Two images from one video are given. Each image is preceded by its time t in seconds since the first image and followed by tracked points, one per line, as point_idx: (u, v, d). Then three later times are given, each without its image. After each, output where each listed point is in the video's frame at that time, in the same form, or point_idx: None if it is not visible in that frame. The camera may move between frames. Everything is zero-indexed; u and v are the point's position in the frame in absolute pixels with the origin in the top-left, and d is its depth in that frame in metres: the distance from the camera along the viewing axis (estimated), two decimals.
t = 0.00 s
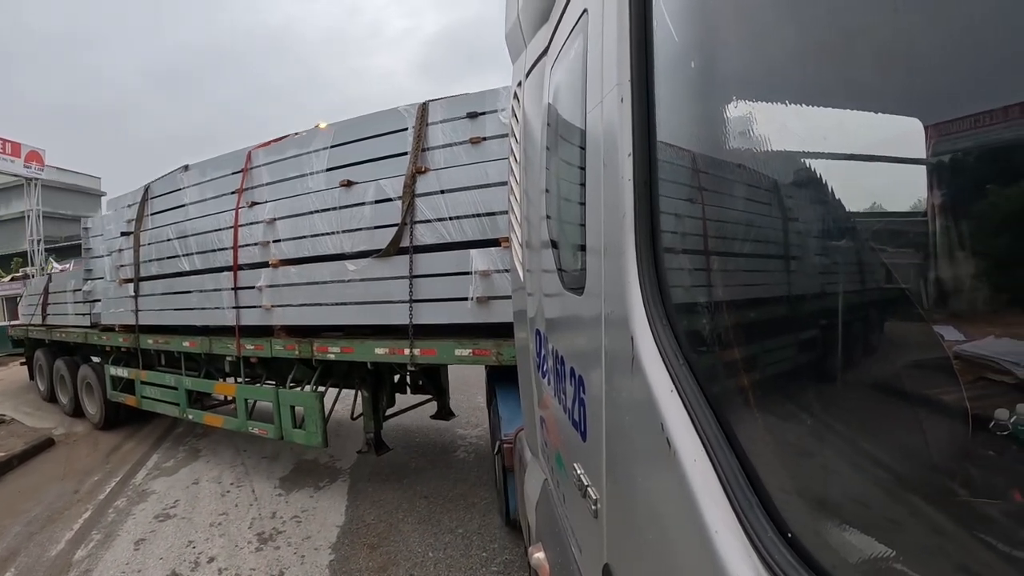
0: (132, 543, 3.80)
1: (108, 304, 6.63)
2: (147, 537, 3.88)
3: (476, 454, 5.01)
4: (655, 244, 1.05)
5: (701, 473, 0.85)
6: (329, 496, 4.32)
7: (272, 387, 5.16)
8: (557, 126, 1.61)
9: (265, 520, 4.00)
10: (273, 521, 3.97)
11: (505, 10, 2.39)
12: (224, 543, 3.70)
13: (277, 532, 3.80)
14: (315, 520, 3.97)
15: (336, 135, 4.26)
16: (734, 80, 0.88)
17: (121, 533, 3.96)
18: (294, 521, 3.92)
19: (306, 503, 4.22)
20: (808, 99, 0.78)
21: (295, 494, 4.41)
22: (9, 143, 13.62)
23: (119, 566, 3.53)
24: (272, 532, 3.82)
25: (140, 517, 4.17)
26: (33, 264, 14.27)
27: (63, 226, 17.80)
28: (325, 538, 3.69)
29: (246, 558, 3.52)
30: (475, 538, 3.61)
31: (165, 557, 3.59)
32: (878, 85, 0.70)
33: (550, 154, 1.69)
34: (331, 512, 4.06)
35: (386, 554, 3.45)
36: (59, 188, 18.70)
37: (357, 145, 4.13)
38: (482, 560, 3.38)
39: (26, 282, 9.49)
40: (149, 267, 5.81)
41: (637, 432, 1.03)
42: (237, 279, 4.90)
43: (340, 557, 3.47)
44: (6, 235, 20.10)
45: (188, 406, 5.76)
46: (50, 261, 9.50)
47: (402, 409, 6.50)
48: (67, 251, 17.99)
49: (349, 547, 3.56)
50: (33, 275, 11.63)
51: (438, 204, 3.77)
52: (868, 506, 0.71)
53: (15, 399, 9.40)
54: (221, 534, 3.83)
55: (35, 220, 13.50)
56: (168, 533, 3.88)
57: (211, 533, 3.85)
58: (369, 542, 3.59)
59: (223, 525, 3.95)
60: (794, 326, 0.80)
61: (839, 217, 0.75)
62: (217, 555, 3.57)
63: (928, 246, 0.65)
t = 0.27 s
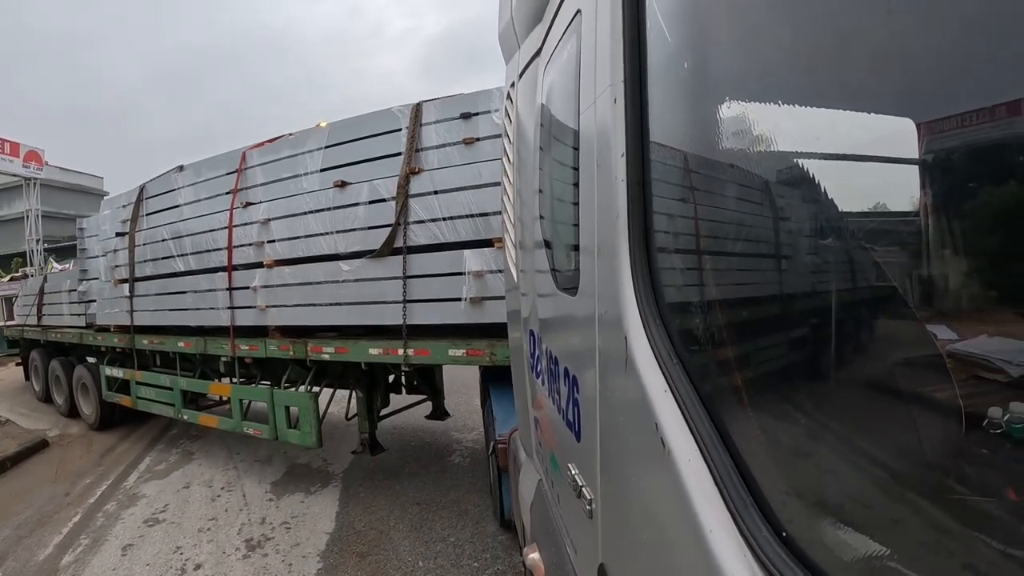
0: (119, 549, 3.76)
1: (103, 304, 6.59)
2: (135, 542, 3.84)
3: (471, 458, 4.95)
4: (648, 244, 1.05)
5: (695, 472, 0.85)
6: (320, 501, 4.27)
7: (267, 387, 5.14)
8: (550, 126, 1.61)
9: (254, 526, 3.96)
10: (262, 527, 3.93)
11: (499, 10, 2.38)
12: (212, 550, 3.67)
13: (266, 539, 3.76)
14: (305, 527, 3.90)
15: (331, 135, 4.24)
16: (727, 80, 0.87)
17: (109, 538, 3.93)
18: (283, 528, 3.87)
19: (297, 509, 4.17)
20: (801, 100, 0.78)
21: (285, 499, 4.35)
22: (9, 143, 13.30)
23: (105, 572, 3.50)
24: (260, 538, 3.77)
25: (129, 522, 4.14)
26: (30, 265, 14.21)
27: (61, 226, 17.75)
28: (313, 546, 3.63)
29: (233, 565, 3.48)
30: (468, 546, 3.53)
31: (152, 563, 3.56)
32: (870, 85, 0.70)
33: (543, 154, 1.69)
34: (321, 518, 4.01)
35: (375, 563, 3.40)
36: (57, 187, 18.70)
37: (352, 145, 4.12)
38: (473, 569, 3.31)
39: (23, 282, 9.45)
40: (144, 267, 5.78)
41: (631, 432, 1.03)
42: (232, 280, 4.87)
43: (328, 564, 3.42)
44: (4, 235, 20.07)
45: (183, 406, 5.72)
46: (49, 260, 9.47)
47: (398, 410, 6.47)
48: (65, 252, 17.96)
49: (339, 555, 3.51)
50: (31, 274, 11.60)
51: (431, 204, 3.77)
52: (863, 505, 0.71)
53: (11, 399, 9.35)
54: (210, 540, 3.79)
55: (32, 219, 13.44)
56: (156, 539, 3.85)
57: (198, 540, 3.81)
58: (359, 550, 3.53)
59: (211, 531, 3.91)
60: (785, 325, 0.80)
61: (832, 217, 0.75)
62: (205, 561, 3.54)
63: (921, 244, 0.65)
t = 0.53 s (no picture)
0: (106, 554, 3.74)
1: (99, 304, 6.56)
2: (123, 547, 3.82)
3: (467, 463, 4.87)
4: (642, 244, 1.05)
5: (689, 471, 0.85)
6: (311, 507, 4.21)
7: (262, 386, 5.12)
8: (544, 127, 1.61)
9: (243, 532, 3.91)
10: (252, 533, 3.88)
11: (493, 11, 2.38)
12: (199, 556, 3.63)
13: (254, 546, 3.71)
14: (293, 534, 3.84)
15: (326, 135, 4.23)
16: (721, 80, 0.87)
17: (97, 543, 3.90)
18: (272, 534, 3.82)
19: (287, 515, 4.12)
20: (794, 99, 0.78)
21: (276, 504, 4.30)
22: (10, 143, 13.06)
23: None
24: (248, 545, 3.73)
25: (118, 526, 4.11)
26: (30, 265, 14.20)
27: (59, 226, 17.73)
28: (301, 554, 3.58)
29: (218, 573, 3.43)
30: (459, 556, 3.45)
31: (139, 569, 3.53)
32: (863, 85, 0.70)
33: (537, 155, 1.69)
34: (311, 524, 3.95)
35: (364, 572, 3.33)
36: (56, 186, 18.63)
37: (347, 145, 4.11)
38: None
39: (20, 282, 9.42)
40: (140, 267, 5.75)
41: (626, 432, 1.03)
42: (227, 280, 4.85)
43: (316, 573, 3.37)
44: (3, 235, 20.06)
45: (178, 406, 5.69)
46: (49, 260, 9.46)
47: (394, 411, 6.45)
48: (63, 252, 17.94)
49: (327, 563, 3.46)
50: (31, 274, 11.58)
51: (426, 205, 3.76)
52: (856, 502, 0.71)
53: (9, 398, 9.36)
54: (198, 546, 3.75)
55: (32, 220, 13.41)
56: (144, 544, 3.82)
57: (186, 546, 3.78)
58: (348, 558, 3.48)
59: (200, 537, 3.87)
60: (778, 323, 0.80)
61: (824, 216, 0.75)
62: (191, 568, 3.50)
63: (914, 242, 0.65)
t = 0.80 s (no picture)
0: (97, 557, 3.71)
1: (98, 304, 6.55)
2: (114, 550, 3.79)
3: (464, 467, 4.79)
4: (638, 243, 1.05)
5: (686, 470, 0.85)
6: (304, 512, 4.15)
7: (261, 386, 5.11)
8: (540, 126, 1.61)
9: (235, 536, 3.86)
10: (243, 537, 3.83)
11: (490, 10, 2.38)
12: (189, 561, 3.59)
13: (245, 551, 3.66)
14: (284, 540, 3.78)
15: (324, 135, 4.22)
16: (717, 79, 0.87)
17: (88, 546, 3.87)
18: (263, 539, 3.77)
19: (280, 518, 4.06)
20: (790, 98, 0.77)
21: (269, 508, 4.24)
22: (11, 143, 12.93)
23: None
24: (239, 550, 3.68)
25: (110, 529, 4.08)
26: (33, 265, 14.22)
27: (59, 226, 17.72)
28: (291, 560, 3.52)
29: None
30: (452, 564, 3.37)
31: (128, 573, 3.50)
32: (859, 84, 0.70)
33: (533, 154, 1.68)
34: (303, 529, 3.89)
35: None
36: (57, 186, 18.64)
37: (345, 145, 4.09)
38: None
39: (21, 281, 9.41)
40: (139, 267, 5.73)
41: (623, 431, 1.02)
42: (225, 280, 4.84)
43: None
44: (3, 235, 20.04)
45: (177, 406, 5.68)
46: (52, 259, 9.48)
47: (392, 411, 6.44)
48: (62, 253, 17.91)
49: (318, 569, 3.40)
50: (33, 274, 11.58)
51: (422, 204, 3.75)
52: (853, 500, 0.71)
53: (9, 397, 9.35)
54: (188, 551, 3.71)
55: (35, 219, 13.40)
56: (135, 547, 3.79)
57: (177, 550, 3.74)
58: (338, 565, 3.41)
59: (191, 541, 3.83)
60: (772, 321, 0.80)
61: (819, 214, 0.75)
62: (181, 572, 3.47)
63: (910, 239, 0.65)
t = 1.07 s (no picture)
0: (87, 560, 3.68)
1: (98, 304, 6.52)
2: (104, 554, 3.76)
3: (461, 472, 4.71)
4: (635, 244, 1.05)
5: (682, 470, 0.85)
6: (296, 517, 4.08)
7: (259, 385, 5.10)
8: (538, 128, 1.60)
9: (226, 541, 3.81)
10: (234, 543, 3.78)
11: (488, 11, 2.37)
12: (178, 566, 3.54)
13: (234, 557, 3.61)
14: (275, 546, 3.72)
15: (321, 136, 4.21)
16: (716, 81, 0.87)
17: (79, 549, 3.85)
18: (253, 544, 3.71)
19: (272, 524, 4.00)
20: (788, 99, 0.77)
21: (262, 513, 4.18)
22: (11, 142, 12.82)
23: None
24: (229, 556, 3.63)
25: (102, 532, 4.05)
26: (38, 264, 14.31)
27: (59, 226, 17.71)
28: (280, 567, 3.45)
29: None
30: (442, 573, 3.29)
31: None
32: (857, 86, 0.70)
33: (531, 156, 1.68)
34: (294, 535, 3.82)
35: None
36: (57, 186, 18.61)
37: (348, 145, 4.06)
38: None
39: (21, 281, 9.39)
40: (138, 267, 5.72)
41: (619, 431, 1.02)
42: (224, 279, 4.82)
43: None
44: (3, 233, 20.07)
45: (176, 405, 5.67)
46: (55, 259, 9.46)
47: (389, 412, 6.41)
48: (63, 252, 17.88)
49: None
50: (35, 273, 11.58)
51: (418, 205, 3.75)
52: (849, 501, 0.71)
53: (10, 397, 9.32)
54: (178, 555, 3.67)
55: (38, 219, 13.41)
56: (126, 551, 3.76)
57: (167, 554, 3.69)
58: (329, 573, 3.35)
59: (181, 546, 3.78)
60: (766, 323, 0.81)
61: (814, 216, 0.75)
62: None
63: (907, 242, 0.65)
